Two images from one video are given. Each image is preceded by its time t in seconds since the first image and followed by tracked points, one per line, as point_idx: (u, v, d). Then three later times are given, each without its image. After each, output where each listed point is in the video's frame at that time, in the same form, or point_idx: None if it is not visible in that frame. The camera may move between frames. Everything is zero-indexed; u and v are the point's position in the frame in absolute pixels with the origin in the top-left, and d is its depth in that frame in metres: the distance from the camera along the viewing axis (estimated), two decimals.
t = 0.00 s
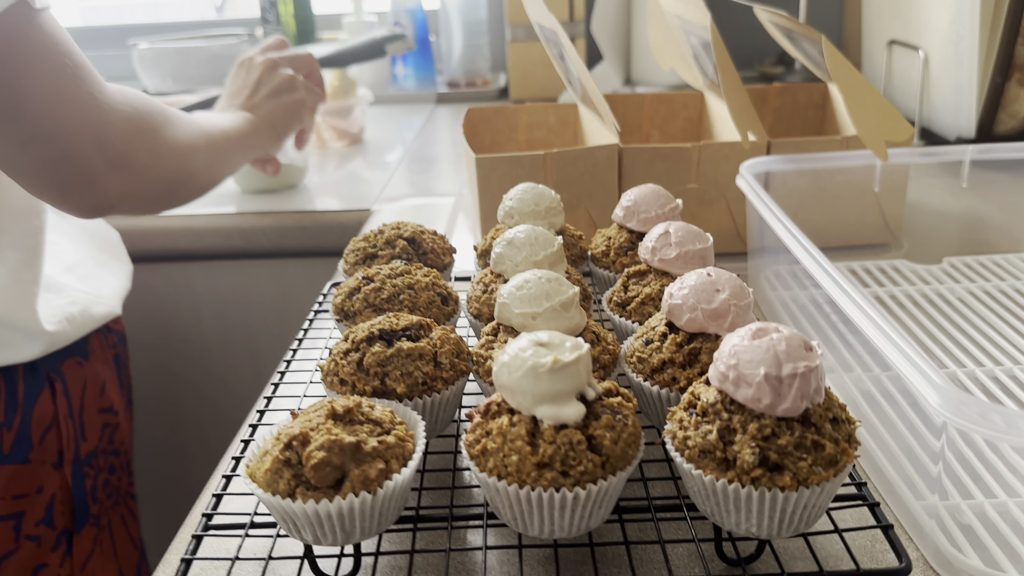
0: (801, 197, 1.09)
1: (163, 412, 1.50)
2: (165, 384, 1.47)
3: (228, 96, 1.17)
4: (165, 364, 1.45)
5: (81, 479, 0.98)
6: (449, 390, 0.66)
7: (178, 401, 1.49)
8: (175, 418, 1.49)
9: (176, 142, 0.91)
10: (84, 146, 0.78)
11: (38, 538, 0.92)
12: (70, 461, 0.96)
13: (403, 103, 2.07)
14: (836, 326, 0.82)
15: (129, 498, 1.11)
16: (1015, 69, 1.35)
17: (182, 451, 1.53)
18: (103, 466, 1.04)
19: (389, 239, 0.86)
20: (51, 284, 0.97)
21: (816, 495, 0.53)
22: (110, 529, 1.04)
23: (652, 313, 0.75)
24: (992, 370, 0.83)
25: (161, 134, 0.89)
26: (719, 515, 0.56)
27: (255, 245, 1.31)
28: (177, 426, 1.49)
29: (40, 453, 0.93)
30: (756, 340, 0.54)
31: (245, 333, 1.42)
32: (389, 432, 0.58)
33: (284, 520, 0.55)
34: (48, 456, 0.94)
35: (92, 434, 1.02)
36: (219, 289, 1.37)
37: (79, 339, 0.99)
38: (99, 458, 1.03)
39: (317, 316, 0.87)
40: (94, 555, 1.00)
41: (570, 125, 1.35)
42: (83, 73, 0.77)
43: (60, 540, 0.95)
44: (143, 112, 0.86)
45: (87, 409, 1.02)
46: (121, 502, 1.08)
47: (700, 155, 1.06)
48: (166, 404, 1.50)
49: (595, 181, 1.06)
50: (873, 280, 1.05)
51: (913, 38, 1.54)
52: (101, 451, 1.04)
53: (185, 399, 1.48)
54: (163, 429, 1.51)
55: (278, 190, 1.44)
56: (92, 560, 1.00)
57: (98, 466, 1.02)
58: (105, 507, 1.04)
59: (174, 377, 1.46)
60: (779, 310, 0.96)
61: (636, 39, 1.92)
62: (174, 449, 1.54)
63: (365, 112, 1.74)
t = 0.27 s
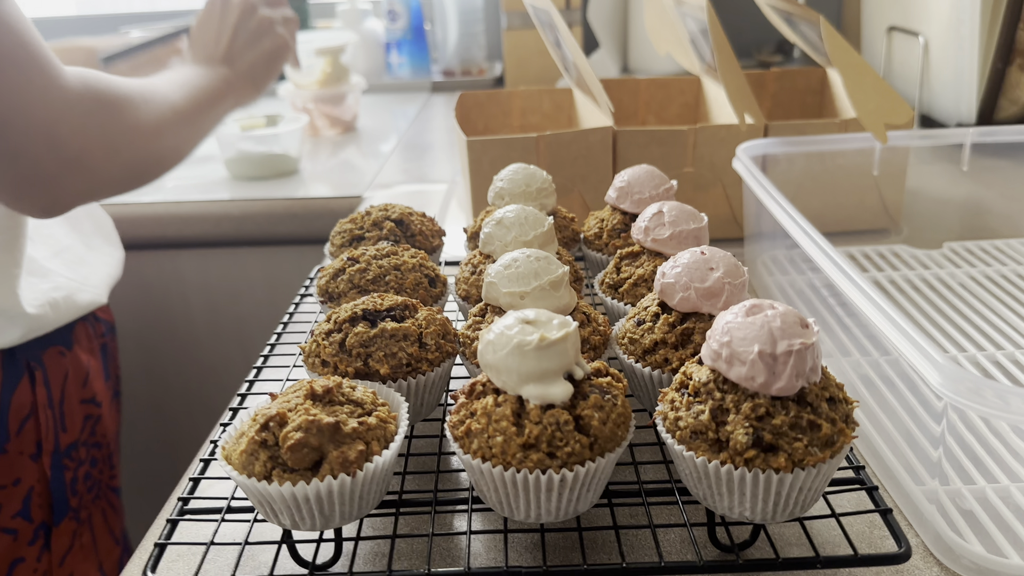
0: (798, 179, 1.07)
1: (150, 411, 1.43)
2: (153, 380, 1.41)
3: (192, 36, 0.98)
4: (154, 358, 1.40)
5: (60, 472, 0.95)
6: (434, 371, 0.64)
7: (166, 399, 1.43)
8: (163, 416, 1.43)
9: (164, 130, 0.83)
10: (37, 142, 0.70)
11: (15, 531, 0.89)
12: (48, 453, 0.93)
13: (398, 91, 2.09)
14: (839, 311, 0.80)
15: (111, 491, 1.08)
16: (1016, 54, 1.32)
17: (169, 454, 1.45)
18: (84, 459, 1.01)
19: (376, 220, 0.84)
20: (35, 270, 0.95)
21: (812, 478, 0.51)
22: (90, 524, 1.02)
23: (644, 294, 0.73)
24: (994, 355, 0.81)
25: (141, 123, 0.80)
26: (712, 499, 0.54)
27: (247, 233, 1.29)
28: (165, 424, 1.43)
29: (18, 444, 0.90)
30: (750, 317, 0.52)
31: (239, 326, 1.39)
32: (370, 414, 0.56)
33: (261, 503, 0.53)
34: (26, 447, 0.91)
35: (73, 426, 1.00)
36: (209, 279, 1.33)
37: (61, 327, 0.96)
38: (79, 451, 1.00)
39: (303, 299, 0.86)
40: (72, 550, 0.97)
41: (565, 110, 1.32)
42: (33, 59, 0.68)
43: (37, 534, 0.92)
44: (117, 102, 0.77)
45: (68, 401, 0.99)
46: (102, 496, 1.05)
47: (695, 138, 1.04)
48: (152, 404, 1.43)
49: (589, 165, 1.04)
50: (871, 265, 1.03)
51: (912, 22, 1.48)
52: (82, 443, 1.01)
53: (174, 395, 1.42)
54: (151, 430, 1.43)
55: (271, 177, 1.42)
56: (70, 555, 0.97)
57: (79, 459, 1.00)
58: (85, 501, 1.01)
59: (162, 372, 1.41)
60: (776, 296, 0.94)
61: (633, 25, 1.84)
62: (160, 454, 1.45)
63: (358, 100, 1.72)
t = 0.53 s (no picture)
0: (799, 160, 1.04)
1: (141, 400, 1.37)
2: (142, 369, 1.35)
3: None
4: (142, 347, 1.34)
5: (52, 458, 0.90)
6: (420, 349, 0.61)
7: (157, 387, 1.37)
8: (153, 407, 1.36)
9: (130, 113, 0.69)
10: None
11: (5, 519, 0.84)
12: (39, 437, 0.88)
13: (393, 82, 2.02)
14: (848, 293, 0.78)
15: (102, 479, 1.01)
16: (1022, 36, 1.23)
17: (162, 444, 1.40)
18: (75, 445, 0.95)
19: (363, 198, 0.82)
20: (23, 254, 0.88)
21: (815, 456, 0.49)
22: (78, 512, 0.95)
23: (639, 272, 0.71)
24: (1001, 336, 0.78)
25: (111, 110, 0.66)
26: (709, 479, 0.52)
27: (237, 217, 1.23)
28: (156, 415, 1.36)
29: (7, 429, 0.85)
30: (749, 287, 0.50)
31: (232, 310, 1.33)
32: (350, 390, 0.54)
33: (235, 484, 0.51)
34: (16, 432, 0.85)
35: (63, 411, 0.94)
36: (200, 265, 1.27)
37: (53, 310, 0.90)
38: (70, 437, 0.94)
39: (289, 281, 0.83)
40: (65, 539, 0.91)
41: (561, 93, 1.30)
42: None
43: (27, 522, 0.87)
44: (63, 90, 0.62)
45: (59, 386, 0.92)
46: (92, 483, 0.98)
47: (694, 118, 1.01)
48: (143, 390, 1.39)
49: (585, 145, 1.01)
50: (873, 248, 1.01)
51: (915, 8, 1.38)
52: (72, 429, 0.95)
53: (166, 383, 1.37)
54: (142, 421, 1.37)
55: (265, 162, 1.39)
56: (64, 544, 0.91)
57: (70, 446, 0.94)
58: (76, 488, 0.94)
59: (153, 359, 1.35)
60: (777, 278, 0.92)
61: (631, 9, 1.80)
62: (150, 443, 1.41)
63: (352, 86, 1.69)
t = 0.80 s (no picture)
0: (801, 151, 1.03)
1: (133, 399, 1.34)
2: (134, 366, 1.32)
3: None
4: (135, 347, 1.31)
5: (32, 460, 0.87)
6: (410, 344, 0.59)
7: (148, 385, 1.34)
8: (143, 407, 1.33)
9: (93, 100, 0.69)
10: None
11: None
12: (19, 439, 0.85)
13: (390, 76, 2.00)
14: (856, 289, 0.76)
15: (86, 481, 0.98)
16: None
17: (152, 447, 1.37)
18: (57, 447, 0.92)
19: (355, 189, 0.80)
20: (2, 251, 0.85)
21: (819, 455, 0.47)
22: (60, 516, 0.92)
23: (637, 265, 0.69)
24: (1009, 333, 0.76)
25: (70, 100, 0.66)
26: (709, 478, 0.50)
27: (230, 212, 1.20)
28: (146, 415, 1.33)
29: None
30: (751, 279, 0.48)
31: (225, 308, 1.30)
32: (336, 386, 0.52)
33: (216, 483, 0.49)
34: None
35: (46, 412, 0.91)
36: (193, 262, 1.24)
37: (35, 309, 0.86)
38: (51, 438, 0.91)
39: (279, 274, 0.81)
40: (44, 542, 0.88)
41: (559, 86, 1.27)
42: None
43: (5, 525, 0.85)
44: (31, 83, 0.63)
45: (41, 386, 0.90)
46: (75, 485, 0.95)
47: (695, 109, 0.99)
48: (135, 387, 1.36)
49: (583, 138, 0.99)
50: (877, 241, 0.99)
51: None
52: (54, 430, 0.92)
53: (158, 385, 1.34)
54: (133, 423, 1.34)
55: (259, 156, 1.36)
56: (43, 549, 0.89)
57: (51, 447, 0.91)
58: (57, 491, 0.91)
59: (145, 358, 1.32)
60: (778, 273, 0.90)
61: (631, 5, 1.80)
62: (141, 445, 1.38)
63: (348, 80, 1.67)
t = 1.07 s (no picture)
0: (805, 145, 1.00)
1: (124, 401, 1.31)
2: (126, 367, 1.29)
3: None
4: (127, 347, 1.27)
5: (11, 464, 0.84)
6: (400, 340, 0.57)
7: (141, 384, 1.31)
8: (135, 406, 1.30)
9: (49, 97, 0.69)
10: None
11: None
12: None
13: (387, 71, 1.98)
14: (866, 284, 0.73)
15: (67, 485, 0.96)
16: None
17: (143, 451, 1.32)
18: (37, 450, 0.89)
19: (346, 182, 0.78)
20: None
21: (827, 455, 0.45)
22: (39, 521, 0.89)
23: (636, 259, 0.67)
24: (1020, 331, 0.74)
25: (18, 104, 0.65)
26: (711, 480, 0.48)
27: (224, 209, 1.17)
28: (138, 415, 1.30)
29: None
30: (755, 271, 0.45)
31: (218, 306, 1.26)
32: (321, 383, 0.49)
33: (195, 484, 0.47)
34: None
35: (26, 413, 0.88)
36: (184, 260, 1.21)
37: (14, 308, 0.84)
38: (32, 440, 0.88)
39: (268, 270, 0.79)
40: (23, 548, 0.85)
41: (558, 79, 1.25)
42: None
43: None
44: None
45: (20, 387, 0.86)
46: (57, 489, 0.93)
47: (696, 102, 0.97)
48: (128, 385, 1.33)
49: (581, 131, 0.97)
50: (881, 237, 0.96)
51: None
52: (35, 433, 0.89)
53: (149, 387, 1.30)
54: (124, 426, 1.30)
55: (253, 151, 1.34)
56: (21, 555, 0.85)
57: (31, 450, 0.88)
58: (37, 495, 0.88)
59: (136, 356, 1.28)
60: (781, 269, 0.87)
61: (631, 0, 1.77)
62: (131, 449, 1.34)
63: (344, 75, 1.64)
